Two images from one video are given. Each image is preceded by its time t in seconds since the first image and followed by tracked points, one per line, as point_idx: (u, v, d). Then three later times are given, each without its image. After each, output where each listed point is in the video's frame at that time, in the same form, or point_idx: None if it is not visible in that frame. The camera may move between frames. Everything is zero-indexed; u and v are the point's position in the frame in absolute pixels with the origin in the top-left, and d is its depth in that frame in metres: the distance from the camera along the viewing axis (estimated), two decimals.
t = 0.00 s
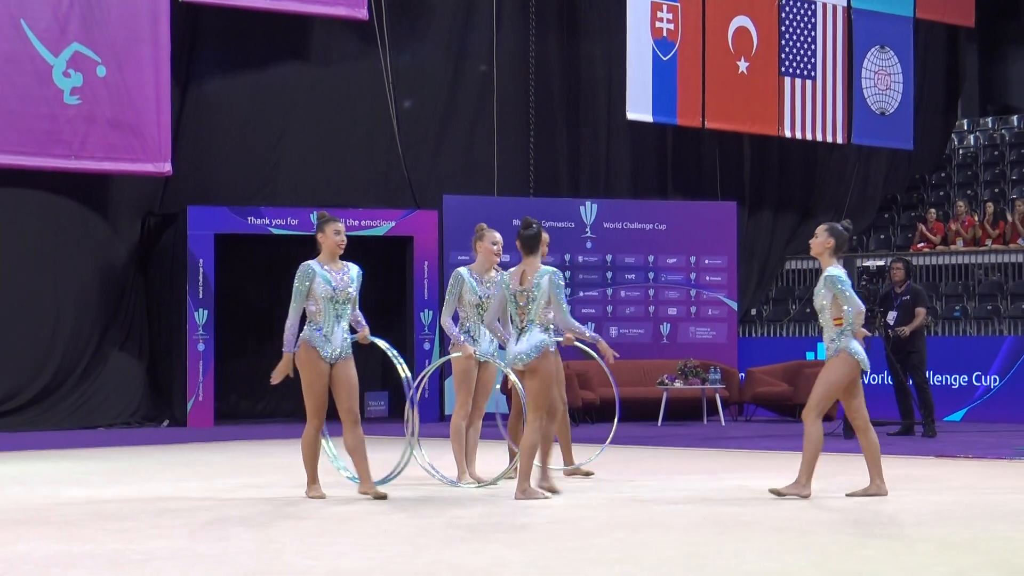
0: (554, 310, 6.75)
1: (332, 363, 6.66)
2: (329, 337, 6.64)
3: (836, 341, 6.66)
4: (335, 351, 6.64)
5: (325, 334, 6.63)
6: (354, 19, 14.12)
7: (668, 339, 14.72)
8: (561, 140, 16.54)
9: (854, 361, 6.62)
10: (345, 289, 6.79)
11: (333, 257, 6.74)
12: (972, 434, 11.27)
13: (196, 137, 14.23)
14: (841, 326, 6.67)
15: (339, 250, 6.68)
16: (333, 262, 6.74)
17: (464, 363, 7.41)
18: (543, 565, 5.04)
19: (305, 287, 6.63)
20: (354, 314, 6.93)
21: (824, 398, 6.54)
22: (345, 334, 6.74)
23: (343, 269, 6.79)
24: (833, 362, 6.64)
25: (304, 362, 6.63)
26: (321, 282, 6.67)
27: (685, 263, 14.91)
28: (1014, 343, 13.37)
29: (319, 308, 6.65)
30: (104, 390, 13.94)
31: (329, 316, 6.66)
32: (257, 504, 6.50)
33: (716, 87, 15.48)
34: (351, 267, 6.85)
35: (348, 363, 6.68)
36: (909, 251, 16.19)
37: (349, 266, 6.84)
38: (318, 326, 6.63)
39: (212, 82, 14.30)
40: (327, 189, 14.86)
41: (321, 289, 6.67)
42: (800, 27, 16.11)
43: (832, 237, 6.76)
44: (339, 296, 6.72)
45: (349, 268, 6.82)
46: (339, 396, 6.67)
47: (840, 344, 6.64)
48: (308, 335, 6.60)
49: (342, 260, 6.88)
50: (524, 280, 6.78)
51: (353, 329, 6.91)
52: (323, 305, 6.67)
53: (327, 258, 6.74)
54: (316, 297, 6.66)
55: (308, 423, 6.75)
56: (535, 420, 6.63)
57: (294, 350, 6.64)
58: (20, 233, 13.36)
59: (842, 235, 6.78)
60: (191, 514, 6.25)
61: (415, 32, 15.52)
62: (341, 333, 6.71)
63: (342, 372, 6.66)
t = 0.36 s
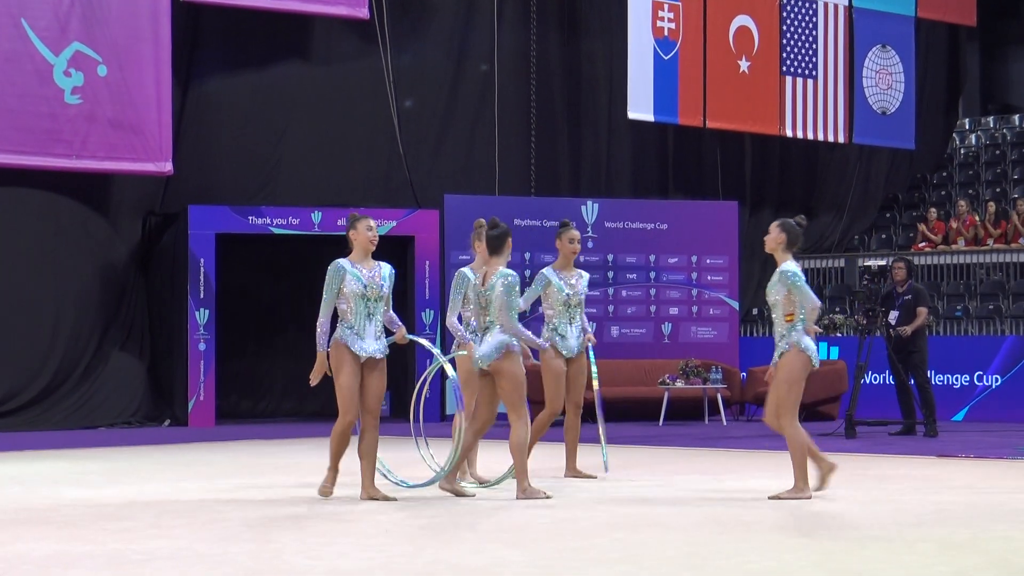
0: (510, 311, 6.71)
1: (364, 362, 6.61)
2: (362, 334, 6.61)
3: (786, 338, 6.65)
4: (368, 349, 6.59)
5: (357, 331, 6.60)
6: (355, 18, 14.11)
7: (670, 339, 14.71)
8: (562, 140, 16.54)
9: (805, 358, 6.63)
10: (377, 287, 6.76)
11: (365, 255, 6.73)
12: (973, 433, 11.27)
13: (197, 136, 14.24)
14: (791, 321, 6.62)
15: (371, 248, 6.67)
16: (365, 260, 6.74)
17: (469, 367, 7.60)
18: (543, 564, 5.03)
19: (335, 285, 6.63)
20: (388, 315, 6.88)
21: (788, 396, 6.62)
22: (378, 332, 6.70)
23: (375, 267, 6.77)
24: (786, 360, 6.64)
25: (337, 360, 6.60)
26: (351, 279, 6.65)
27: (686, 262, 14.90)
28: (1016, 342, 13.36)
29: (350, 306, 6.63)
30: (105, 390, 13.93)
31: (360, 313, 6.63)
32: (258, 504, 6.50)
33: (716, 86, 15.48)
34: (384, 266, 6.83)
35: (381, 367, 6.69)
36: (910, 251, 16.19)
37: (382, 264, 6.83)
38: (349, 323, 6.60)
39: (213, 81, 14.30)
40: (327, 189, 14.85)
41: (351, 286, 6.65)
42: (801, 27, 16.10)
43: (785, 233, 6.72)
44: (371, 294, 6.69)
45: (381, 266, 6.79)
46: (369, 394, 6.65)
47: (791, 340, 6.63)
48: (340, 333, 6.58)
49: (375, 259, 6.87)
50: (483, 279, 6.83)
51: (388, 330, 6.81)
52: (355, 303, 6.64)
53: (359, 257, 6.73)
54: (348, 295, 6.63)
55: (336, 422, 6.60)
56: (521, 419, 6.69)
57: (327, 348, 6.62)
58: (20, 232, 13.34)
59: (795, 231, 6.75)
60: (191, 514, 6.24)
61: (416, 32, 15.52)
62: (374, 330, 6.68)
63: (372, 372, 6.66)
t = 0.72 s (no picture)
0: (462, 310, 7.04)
1: (376, 361, 6.61)
2: (373, 335, 6.60)
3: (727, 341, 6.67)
4: (380, 350, 6.59)
5: (369, 331, 6.58)
6: (355, 18, 14.10)
7: (669, 338, 14.73)
8: (561, 140, 16.54)
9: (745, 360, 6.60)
10: (386, 287, 6.74)
11: (375, 255, 6.69)
12: (973, 433, 11.26)
13: (196, 136, 14.24)
14: (731, 325, 6.65)
15: (382, 247, 6.65)
16: (374, 259, 6.70)
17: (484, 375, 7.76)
18: (543, 563, 5.04)
19: (346, 285, 6.58)
20: (396, 316, 6.88)
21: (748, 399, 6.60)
22: (388, 332, 6.69)
23: (384, 268, 6.76)
24: (729, 362, 6.63)
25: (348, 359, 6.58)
26: (363, 280, 6.62)
27: (686, 262, 14.91)
28: (1016, 342, 13.36)
29: (361, 307, 6.60)
30: (104, 390, 13.94)
31: (372, 313, 6.61)
32: (258, 504, 6.50)
33: (716, 85, 15.48)
34: (392, 266, 6.82)
35: (391, 365, 6.67)
36: (910, 251, 16.23)
37: (390, 265, 6.81)
38: (362, 323, 6.57)
39: (213, 80, 14.30)
40: (327, 189, 14.86)
41: (363, 286, 6.62)
42: (800, 27, 16.10)
43: (730, 236, 6.75)
44: (381, 294, 6.67)
45: (389, 267, 6.78)
46: (379, 392, 6.64)
47: (730, 343, 6.64)
48: (351, 333, 6.56)
49: (381, 258, 6.84)
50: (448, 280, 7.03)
51: (397, 331, 6.82)
52: (366, 303, 6.62)
53: (368, 257, 6.69)
54: (359, 295, 6.60)
55: (348, 422, 6.51)
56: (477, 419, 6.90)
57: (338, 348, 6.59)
58: (19, 232, 13.34)
59: (744, 235, 6.77)
60: (190, 513, 6.24)
61: (416, 31, 15.52)
62: (383, 331, 6.67)
63: (383, 372, 6.64)
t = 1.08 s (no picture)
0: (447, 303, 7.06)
1: (374, 356, 6.60)
2: (373, 328, 6.59)
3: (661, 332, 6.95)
4: (379, 343, 6.59)
5: (369, 324, 6.57)
6: (356, 10, 14.09)
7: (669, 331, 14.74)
8: (561, 132, 16.53)
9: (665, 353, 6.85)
10: (385, 278, 6.73)
11: (371, 245, 6.68)
12: (973, 426, 11.28)
13: (197, 129, 14.23)
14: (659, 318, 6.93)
15: (378, 239, 6.64)
16: (370, 250, 6.69)
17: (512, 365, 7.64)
18: (543, 556, 5.03)
19: (346, 276, 6.55)
20: (394, 310, 6.88)
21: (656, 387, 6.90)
22: (387, 325, 6.69)
23: (381, 258, 6.73)
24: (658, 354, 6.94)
25: (346, 354, 6.55)
26: (363, 270, 6.60)
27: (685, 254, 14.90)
28: (1016, 333, 13.35)
29: (361, 298, 6.58)
30: (103, 383, 13.94)
31: (372, 305, 6.59)
32: (258, 497, 6.50)
33: (716, 78, 15.47)
34: (389, 257, 6.80)
35: (388, 359, 6.68)
36: (910, 243, 16.27)
37: (388, 256, 6.79)
38: (361, 317, 6.56)
39: (212, 73, 14.30)
40: (326, 181, 14.84)
41: (363, 277, 6.60)
42: (800, 19, 16.09)
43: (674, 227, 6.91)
44: (381, 286, 6.66)
45: (387, 258, 6.76)
46: (376, 386, 6.65)
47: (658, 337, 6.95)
48: (351, 326, 6.54)
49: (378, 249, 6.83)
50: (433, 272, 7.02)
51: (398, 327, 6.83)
52: (366, 295, 6.60)
53: (365, 247, 6.67)
54: (359, 286, 6.58)
55: (349, 419, 6.51)
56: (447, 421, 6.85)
57: (336, 342, 6.56)
58: (19, 225, 13.33)
59: (692, 225, 6.86)
60: (190, 507, 6.24)
61: (415, 23, 15.50)
62: (382, 323, 6.66)
63: (380, 366, 6.65)
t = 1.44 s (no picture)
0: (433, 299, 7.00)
1: (374, 350, 6.60)
2: (373, 322, 6.59)
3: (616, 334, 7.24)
4: (380, 337, 6.59)
5: (370, 319, 6.57)
6: (356, 6, 14.08)
7: (669, 327, 14.74)
8: (560, 127, 16.52)
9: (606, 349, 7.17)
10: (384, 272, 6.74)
11: (368, 239, 6.69)
12: (973, 423, 11.28)
13: (197, 126, 14.22)
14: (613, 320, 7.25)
15: (375, 232, 6.65)
16: (367, 244, 6.70)
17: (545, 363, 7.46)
18: (542, 552, 5.03)
19: (345, 270, 6.55)
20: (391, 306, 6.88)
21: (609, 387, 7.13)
22: (387, 319, 6.69)
23: (378, 252, 6.74)
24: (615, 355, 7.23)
25: (348, 350, 6.52)
26: (362, 264, 6.60)
27: (685, 249, 14.88)
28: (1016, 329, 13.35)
29: (362, 292, 6.58)
30: (102, 379, 13.95)
31: (373, 299, 6.60)
32: (258, 494, 6.50)
33: (717, 74, 15.46)
34: (386, 251, 6.80)
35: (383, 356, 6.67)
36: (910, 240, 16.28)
37: (384, 250, 6.80)
38: (363, 311, 6.55)
39: (211, 68, 14.29)
40: (326, 177, 14.83)
41: (363, 270, 6.60)
42: (800, 15, 16.08)
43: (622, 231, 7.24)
44: (380, 280, 6.66)
45: (384, 252, 6.77)
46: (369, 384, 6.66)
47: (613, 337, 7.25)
48: (352, 320, 6.53)
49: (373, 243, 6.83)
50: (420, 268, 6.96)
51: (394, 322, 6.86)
52: (366, 288, 6.60)
53: (362, 240, 6.68)
54: (359, 280, 6.58)
55: (341, 415, 6.53)
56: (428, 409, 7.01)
57: (335, 337, 6.54)
58: (18, 223, 13.32)
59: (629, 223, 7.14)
60: (190, 503, 6.24)
61: (415, 18, 15.50)
62: (382, 317, 6.67)
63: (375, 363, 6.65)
